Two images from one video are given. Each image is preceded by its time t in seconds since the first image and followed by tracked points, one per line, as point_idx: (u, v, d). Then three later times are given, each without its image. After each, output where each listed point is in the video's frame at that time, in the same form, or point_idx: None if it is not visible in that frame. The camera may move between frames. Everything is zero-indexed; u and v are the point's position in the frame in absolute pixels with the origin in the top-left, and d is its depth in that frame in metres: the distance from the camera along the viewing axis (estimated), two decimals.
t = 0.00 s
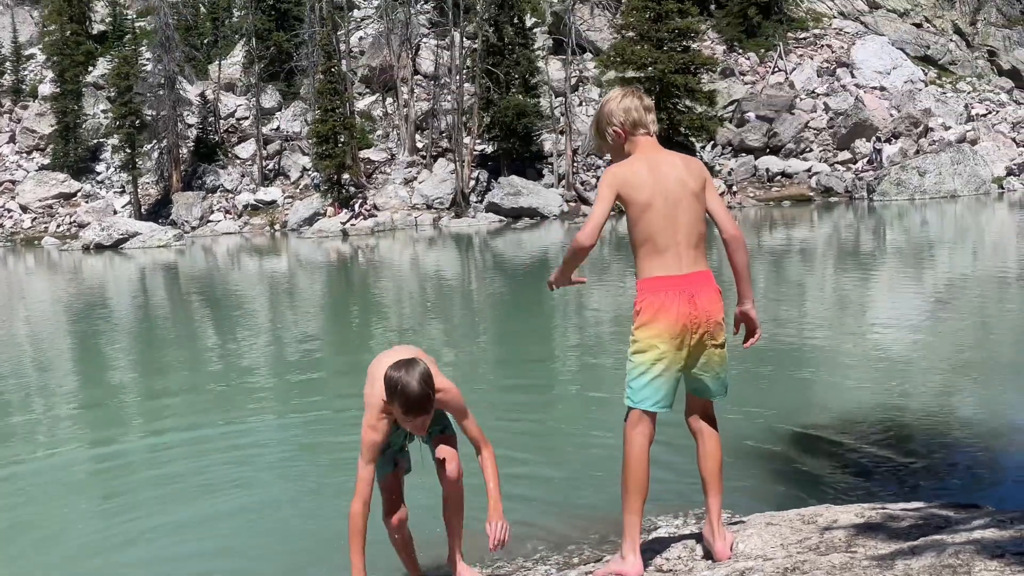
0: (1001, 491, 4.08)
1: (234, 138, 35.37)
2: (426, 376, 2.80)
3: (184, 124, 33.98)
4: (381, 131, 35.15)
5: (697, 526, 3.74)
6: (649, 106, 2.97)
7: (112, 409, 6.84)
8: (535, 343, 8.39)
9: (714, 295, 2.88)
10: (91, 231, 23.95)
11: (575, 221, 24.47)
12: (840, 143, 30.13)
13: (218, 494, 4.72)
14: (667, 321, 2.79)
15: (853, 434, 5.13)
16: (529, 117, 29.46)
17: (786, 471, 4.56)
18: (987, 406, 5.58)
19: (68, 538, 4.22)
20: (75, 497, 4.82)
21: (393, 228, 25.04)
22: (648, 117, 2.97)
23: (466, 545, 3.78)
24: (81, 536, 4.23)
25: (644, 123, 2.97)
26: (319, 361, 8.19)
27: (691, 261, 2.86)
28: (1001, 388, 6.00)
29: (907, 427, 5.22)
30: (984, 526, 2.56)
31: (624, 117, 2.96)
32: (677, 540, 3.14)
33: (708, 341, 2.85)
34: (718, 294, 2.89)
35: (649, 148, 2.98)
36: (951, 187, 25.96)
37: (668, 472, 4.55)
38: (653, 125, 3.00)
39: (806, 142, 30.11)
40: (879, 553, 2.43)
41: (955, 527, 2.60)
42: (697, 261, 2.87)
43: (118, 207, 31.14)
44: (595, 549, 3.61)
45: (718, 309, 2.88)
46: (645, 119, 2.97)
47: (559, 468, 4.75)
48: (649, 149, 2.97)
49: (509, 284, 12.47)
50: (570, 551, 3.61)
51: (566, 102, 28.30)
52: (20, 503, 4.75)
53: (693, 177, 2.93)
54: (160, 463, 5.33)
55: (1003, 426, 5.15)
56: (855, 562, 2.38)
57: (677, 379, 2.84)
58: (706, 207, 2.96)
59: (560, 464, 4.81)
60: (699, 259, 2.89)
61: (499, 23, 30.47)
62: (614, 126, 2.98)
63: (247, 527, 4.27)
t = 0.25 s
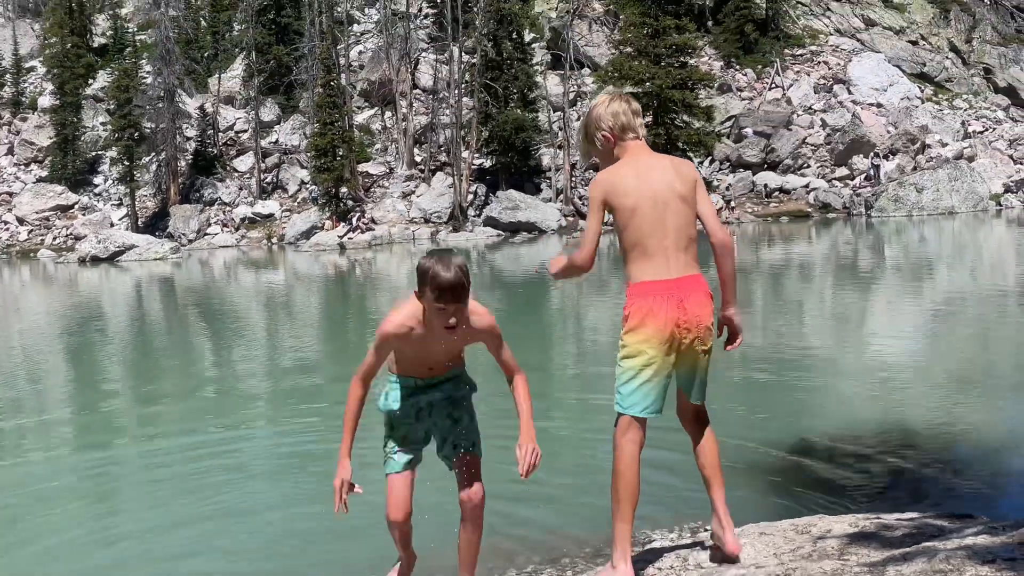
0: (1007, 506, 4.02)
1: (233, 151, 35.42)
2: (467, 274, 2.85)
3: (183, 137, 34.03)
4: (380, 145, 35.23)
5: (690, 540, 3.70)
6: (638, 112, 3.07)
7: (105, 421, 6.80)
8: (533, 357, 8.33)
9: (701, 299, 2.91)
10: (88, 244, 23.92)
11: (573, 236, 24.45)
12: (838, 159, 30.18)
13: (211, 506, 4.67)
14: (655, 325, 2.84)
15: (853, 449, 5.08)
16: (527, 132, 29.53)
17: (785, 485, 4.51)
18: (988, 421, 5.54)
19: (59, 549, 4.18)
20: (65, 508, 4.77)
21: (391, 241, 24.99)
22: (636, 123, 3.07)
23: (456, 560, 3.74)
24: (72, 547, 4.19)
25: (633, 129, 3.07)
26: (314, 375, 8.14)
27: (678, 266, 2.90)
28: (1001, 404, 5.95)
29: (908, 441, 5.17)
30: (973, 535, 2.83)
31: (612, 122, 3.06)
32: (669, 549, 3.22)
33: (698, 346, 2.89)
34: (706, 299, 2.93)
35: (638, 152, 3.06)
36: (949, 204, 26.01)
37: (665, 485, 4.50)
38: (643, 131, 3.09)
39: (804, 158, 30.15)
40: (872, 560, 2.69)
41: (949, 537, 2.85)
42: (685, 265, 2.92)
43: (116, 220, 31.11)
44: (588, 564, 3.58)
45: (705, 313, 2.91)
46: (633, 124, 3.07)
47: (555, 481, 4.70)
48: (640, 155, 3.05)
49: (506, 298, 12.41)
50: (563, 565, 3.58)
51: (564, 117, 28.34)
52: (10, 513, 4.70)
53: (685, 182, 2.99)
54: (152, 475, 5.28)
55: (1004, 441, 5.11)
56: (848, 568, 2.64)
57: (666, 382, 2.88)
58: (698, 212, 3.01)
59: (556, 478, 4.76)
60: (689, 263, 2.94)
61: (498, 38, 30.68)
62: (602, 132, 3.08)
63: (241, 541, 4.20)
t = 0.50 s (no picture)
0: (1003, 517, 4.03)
1: (231, 164, 35.44)
2: (477, 199, 3.03)
3: (182, 150, 34.07)
4: (378, 159, 35.29)
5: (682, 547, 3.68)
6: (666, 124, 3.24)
7: (100, 431, 6.77)
8: (530, 369, 8.31)
9: (715, 308, 3.06)
10: (85, 256, 23.88)
11: (571, 250, 24.45)
12: (835, 176, 30.24)
13: (206, 518, 4.65)
14: (667, 331, 3.00)
15: (849, 460, 5.08)
16: (525, 146, 29.59)
17: (781, 496, 4.51)
18: (985, 433, 5.54)
19: (52, 559, 4.16)
20: (59, 518, 4.74)
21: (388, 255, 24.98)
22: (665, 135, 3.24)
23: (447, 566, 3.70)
24: (65, 558, 4.17)
25: (661, 139, 3.24)
26: (310, 386, 8.11)
27: (695, 274, 3.05)
28: (998, 417, 5.96)
29: (905, 453, 5.17)
30: (956, 537, 3.09)
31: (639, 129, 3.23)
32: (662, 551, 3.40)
33: (709, 354, 3.04)
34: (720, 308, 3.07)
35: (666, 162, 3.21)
36: (946, 221, 26.09)
37: (661, 495, 4.49)
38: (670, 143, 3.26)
39: (801, 174, 30.22)
40: (861, 561, 2.92)
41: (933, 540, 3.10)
42: (702, 274, 3.07)
43: (113, 232, 31.08)
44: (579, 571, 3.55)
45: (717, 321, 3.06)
46: (662, 135, 3.24)
47: (551, 491, 4.68)
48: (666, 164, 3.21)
49: (503, 312, 12.38)
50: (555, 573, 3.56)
51: (562, 133, 28.41)
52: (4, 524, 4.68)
53: (709, 195, 3.14)
54: (147, 486, 5.25)
55: (1001, 453, 5.11)
56: (836, 569, 2.86)
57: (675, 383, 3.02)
58: (720, 225, 3.15)
59: (550, 487, 4.74)
60: (705, 273, 3.08)
61: (497, 53, 30.78)
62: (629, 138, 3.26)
63: (232, 551, 4.19)
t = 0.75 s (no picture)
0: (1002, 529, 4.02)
1: (230, 178, 35.51)
2: (513, 159, 2.87)
3: (181, 164, 34.14)
4: (377, 173, 35.37)
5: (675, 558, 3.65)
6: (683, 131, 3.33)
7: (95, 441, 6.73)
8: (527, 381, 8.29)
9: (726, 312, 3.16)
10: (82, 268, 23.88)
11: (569, 265, 24.47)
12: (833, 192, 30.30)
13: (200, 526, 4.61)
14: (685, 333, 3.05)
15: (847, 473, 5.07)
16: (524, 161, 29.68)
17: (778, 508, 4.49)
18: (983, 448, 5.52)
19: (44, 566, 4.11)
20: (51, 525, 4.70)
21: (386, 268, 24.98)
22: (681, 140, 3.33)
23: None
24: (57, 564, 4.13)
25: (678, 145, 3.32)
26: (307, 397, 8.08)
27: (709, 279, 3.15)
28: (996, 431, 5.95)
29: (903, 466, 5.15)
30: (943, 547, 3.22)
31: (655, 136, 3.29)
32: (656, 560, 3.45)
33: (719, 358, 3.12)
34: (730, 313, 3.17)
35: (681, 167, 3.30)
36: (943, 237, 26.16)
37: (658, 506, 4.46)
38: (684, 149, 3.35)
39: (798, 190, 30.31)
40: (851, 569, 3.01)
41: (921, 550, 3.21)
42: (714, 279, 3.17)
43: (111, 244, 31.07)
44: None
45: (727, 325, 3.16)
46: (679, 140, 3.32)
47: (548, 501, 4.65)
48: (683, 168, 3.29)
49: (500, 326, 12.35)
50: None
51: (560, 148, 28.52)
52: None
53: (721, 204, 3.26)
54: (141, 495, 5.21)
55: (999, 467, 5.09)
56: None
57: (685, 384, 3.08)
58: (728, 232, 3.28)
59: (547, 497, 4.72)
60: (715, 278, 3.18)
61: (496, 68, 30.95)
62: (641, 142, 3.32)
63: (226, 559, 4.15)
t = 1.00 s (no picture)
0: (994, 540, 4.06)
1: (230, 191, 35.63)
2: (604, 95, 2.92)
3: (181, 176, 34.26)
4: (376, 186, 35.47)
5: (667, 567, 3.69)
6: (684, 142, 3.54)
7: (95, 450, 6.77)
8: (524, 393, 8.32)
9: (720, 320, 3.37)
10: (81, 279, 23.94)
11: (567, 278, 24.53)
12: (831, 208, 30.24)
13: (197, 531, 4.64)
14: (693, 341, 3.20)
15: (842, 484, 5.11)
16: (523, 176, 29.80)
17: (772, 518, 4.53)
18: (977, 461, 5.56)
19: (43, 570, 4.15)
20: (50, 531, 4.73)
21: (385, 280, 25.04)
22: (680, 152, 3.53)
23: None
24: (56, 568, 4.17)
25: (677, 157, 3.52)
26: (305, 407, 8.11)
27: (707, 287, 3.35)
28: (990, 445, 5.98)
29: (897, 478, 5.19)
30: (932, 558, 3.28)
31: (667, 148, 3.46)
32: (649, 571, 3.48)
33: (717, 366, 3.29)
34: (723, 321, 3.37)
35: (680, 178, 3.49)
36: (939, 253, 26.27)
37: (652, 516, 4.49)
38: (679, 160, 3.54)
39: (796, 206, 30.44)
40: None
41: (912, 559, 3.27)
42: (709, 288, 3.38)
43: (111, 255, 31.14)
44: None
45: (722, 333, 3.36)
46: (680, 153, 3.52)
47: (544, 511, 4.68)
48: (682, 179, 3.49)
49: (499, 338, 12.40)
50: None
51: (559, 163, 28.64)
52: None
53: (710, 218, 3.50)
54: (139, 502, 5.24)
55: (992, 480, 5.13)
56: None
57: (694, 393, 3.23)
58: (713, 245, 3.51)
59: (542, 507, 4.75)
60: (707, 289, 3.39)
61: (496, 83, 31.10)
62: (650, 152, 3.47)
63: (223, 564, 4.18)
